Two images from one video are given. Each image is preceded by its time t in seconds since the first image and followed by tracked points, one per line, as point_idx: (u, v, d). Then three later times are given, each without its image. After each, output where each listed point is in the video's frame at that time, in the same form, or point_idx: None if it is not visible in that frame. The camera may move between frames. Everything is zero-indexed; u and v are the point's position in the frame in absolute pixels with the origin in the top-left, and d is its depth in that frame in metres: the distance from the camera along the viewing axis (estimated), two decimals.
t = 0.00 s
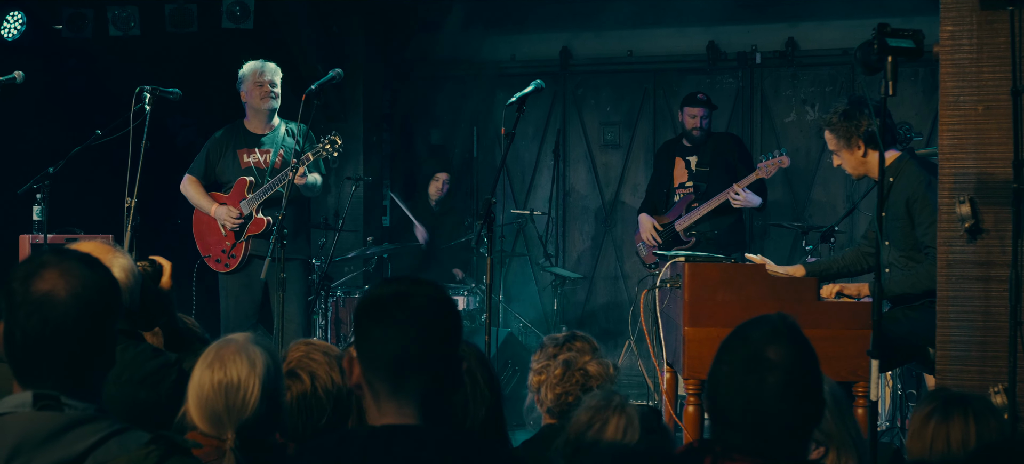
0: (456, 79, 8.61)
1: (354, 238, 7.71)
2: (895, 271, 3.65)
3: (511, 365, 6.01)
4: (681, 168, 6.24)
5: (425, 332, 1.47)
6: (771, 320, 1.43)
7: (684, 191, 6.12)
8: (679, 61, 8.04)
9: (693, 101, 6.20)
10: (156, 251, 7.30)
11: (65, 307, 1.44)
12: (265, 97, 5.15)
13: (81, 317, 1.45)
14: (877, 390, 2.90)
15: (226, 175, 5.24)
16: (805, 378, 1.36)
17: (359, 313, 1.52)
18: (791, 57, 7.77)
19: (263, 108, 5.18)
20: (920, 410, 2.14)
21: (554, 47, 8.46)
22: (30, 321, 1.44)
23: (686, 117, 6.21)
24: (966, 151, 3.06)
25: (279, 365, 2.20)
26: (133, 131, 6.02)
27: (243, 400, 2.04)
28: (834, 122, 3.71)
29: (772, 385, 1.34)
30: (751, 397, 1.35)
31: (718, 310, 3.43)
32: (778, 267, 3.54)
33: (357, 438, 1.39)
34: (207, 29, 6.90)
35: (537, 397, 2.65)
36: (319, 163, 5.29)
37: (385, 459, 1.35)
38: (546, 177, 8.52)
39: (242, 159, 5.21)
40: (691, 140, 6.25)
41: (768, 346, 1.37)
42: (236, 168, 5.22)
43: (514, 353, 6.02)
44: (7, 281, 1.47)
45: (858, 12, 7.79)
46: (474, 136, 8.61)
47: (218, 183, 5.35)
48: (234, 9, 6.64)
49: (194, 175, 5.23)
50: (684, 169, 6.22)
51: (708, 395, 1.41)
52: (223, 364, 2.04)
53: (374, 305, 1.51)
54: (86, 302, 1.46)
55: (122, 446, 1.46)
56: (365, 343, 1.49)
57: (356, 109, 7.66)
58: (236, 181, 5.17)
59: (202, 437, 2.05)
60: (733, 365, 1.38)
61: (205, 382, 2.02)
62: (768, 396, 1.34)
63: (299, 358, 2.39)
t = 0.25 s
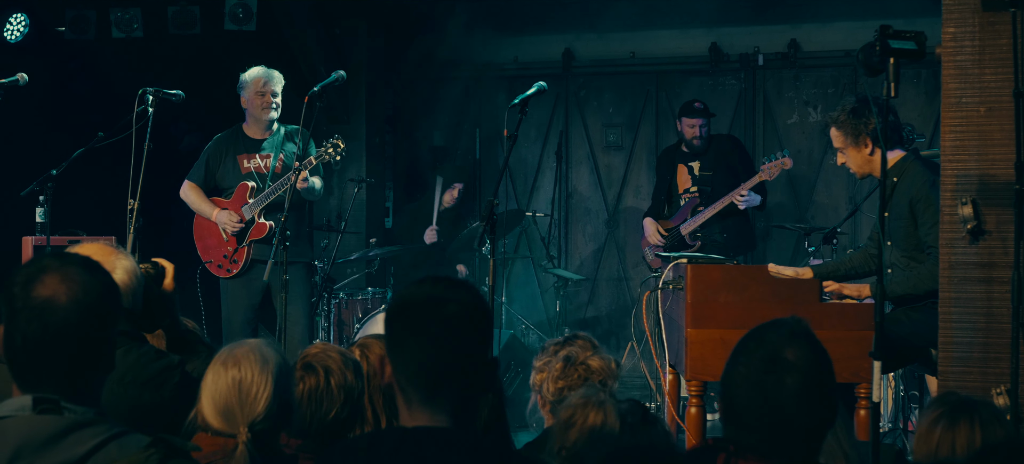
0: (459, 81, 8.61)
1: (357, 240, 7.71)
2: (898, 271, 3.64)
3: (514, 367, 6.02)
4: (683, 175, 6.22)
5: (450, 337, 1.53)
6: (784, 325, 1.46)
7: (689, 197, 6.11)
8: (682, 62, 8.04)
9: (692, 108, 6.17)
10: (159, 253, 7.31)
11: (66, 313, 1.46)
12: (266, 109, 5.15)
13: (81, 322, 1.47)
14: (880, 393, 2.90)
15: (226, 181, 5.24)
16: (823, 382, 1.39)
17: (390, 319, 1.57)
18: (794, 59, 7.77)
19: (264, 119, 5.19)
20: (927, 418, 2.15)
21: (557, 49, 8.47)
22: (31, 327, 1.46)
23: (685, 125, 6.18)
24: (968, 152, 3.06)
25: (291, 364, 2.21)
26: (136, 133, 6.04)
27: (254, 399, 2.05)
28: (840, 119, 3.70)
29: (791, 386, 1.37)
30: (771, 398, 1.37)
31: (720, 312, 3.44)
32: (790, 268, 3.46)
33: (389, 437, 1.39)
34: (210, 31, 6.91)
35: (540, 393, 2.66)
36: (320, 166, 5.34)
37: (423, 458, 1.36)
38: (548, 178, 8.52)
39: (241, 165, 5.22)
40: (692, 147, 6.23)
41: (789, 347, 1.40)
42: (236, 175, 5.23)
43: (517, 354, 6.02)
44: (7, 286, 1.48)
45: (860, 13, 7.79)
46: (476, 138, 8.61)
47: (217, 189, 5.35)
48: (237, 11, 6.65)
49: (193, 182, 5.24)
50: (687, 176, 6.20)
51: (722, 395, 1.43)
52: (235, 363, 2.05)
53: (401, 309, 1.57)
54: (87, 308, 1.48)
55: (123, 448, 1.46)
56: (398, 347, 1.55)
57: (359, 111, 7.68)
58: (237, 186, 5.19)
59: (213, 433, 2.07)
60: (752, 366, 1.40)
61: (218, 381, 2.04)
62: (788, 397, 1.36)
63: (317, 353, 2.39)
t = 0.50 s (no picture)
0: (458, 83, 8.62)
1: (356, 242, 7.71)
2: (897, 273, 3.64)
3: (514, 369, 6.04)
4: (682, 172, 6.24)
5: (477, 346, 1.54)
6: (772, 326, 1.45)
7: (686, 195, 6.15)
8: (682, 65, 8.05)
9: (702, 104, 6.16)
10: (158, 255, 7.31)
11: (69, 319, 1.47)
12: (265, 104, 5.13)
13: (84, 328, 1.48)
14: (879, 396, 2.90)
15: (226, 181, 5.25)
16: (812, 382, 1.37)
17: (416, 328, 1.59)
18: (793, 61, 7.78)
19: (264, 114, 5.17)
20: (932, 420, 2.14)
21: (556, 51, 8.48)
22: (35, 331, 1.47)
23: (691, 120, 6.19)
24: (967, 154, 3.06)
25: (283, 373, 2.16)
26: (135, 135, 6.04)
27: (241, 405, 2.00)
28: (840, 121, 3.70)
29: (782, 386, 1.35)
30: (759, 395, 1.35)
31: (719, 314, 3.44)
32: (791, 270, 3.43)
33: (419, 440, 1.43)
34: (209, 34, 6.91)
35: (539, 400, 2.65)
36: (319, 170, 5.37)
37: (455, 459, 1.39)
38: (548, 181, 8.53)
39: (242, 165, 5.23)
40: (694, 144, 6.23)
41: (777, 348, 1.38)
42: (236, 174, 5.23)
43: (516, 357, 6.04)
44: (12, 290, 1.50)
45: (859, 16, 7.80)
46: (476, 140, 8.62)
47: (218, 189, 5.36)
48: (236, 14, 6.65)
49: (194, 180, 5.24)
50: (686, 172, 6.22)
51: (709, 397, 1.42)
52: (225, 367, 2.00)
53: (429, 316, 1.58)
54: (90, 314, 1.49)
55: (120, 452, 1.45)
56: (428, 357, 1.57)
57: (358, 114, 7.69)
58: (237, 186, 5.19)
59: (199, 438, 2.02)
60: (740, 359, 1.39)
61: (206, 384, 1.99)
62: (778, 397, 1.35)
63: (306, 359, 2.38)
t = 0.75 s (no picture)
0: (454, 85, 8.62)
1: (352, 244, 7.70)
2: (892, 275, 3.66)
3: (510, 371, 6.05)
4: (681, 170, 6.26)
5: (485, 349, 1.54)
6: (751, 325, 1.47)
7: (680, 193, 6.15)
8: (678, 67, 8.06)
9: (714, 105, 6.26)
10: (153, 257, 7.29)
11: (74, 326, 1.48)
12: (267, 110, 5.15)
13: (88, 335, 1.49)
14: (875, 397, 2.89)
15: (224, 183, 5.24)
16: (790, 383, 1.39)
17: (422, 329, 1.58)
18: (789, 64, 7.79)
19: (265, 119, 5.18)
20: (930, 420, 2.15)
21: (553, 53, 8.48)
22: (37, 334, 1.48)
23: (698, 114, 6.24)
24: (963, 157, 3.07)
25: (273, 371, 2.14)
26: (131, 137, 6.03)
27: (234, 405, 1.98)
28: (836, 123, 3.69)
29: (762, 387, 1.38)
30: (741, 398, 1.38)
31: (716, 317, 3.44)
32: (786, 271, 3.51)
33: (427, 442, 1.43)
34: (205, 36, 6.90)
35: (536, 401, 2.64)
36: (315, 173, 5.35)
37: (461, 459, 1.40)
38: (544, 183, 8.53)
39: (240, 167, 5.22)
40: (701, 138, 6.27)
41: (758, 348, 1.41)
42: (234, 177, 5.22)
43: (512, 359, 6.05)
44: (16, 294, 1.51)
45: (855, 18, 7.82)
46: (472, 142, 8.62)
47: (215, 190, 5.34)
48: (233, 16, 6.64)
49: (192, 182, 5.23)
50: (683, 171, 6.25)
51: (692, 400, 1.44)
52: (215, 366, 1.98)
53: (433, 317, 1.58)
54: (94, 323, 1.50)
55: (115, 454, 1.43)
56: (437, 357, 1.56)
57: (354, 116, 7.69)
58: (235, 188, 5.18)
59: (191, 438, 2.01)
60: (720, 362, 1.41)
61: (197, 385, 1.97)
62: (760, 399, 1.37)
63: (285, 364, 2.36)
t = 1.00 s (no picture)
0: (451, 84, 8.61)
1: (350, 245, 7.70)
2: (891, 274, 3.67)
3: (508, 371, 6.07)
4: (681, 178, 6.23)
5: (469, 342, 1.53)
6: (741, 323, 1.47)
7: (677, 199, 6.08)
8: (675, 67, 8.06)
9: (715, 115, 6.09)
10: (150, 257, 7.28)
11: (87, 331, 1.50)
12: (267, 117, 5.14)
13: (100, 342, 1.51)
14: (873, 396, 2.90)
15: (220, 188, 5.23)
16: (780, 375, 1.40)
17: (400, 319, 1.58)
18: (786, 63, 7.80)
19: (266, 127, 5.18)
20: (927, 421, 2.15)
21: (549, 52, 8.48)
22: (49, 338, 1.48)
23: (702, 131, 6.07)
24: (961, 156, 3.08)
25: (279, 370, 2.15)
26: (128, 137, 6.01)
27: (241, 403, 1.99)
28: (837, 122, 3.70)
29: (755, 375, 1.38)
30: (735, 390, 1.38)
31: (713, 317, 3.44)
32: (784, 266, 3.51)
33: (411, 444, 1.41)
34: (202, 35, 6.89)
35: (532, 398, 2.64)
36: (310, 176, 5.36)
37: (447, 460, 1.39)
38: (541, 182, 8.53)
39: (236, 172, 5.20)
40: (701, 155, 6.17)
41: (746, 338, 1.42)
42: (231, 182, 5.21)
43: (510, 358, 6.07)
44: (31, 297, 1.52)
45: (852, 18, 7.83)
46: (469, 142, 8.62)
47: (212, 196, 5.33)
48: (229, 15, 6.63)
49: (188, 186, 5.20)
50: (683, 180, 6.21)
51: (684, 396, 1.44)
52: (222, 365, 1.99)
53: (414, 308, 1.57)
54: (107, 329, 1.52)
55: (115, 456, 1.42)
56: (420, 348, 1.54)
57: (352, 116, 7.68)
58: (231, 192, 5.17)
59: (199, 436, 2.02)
60: (713, 356, 1.41)
61: (204, 384, 1.97)
62: (753, 389, 1.38)
63: (276, 360, 2.39)
